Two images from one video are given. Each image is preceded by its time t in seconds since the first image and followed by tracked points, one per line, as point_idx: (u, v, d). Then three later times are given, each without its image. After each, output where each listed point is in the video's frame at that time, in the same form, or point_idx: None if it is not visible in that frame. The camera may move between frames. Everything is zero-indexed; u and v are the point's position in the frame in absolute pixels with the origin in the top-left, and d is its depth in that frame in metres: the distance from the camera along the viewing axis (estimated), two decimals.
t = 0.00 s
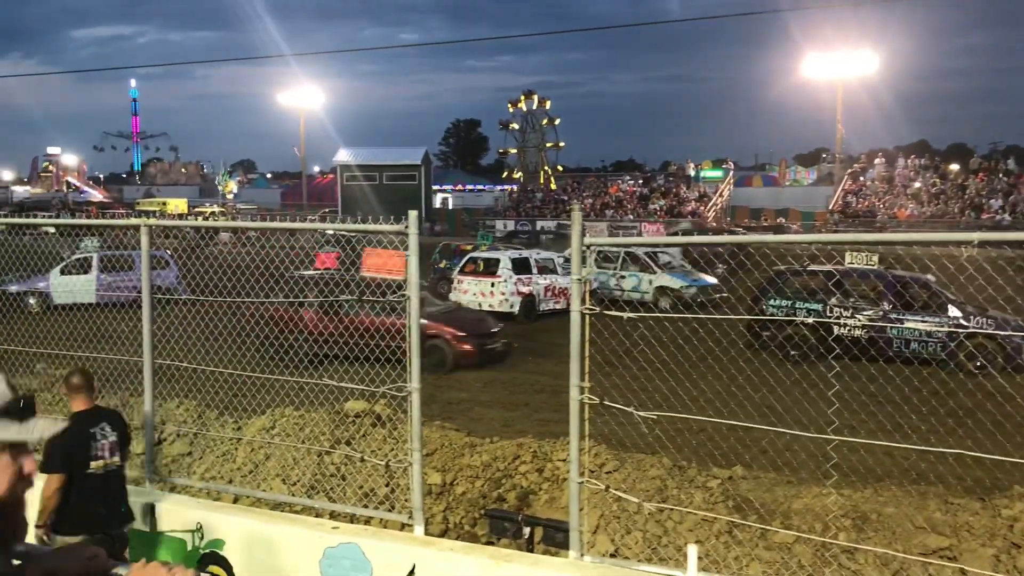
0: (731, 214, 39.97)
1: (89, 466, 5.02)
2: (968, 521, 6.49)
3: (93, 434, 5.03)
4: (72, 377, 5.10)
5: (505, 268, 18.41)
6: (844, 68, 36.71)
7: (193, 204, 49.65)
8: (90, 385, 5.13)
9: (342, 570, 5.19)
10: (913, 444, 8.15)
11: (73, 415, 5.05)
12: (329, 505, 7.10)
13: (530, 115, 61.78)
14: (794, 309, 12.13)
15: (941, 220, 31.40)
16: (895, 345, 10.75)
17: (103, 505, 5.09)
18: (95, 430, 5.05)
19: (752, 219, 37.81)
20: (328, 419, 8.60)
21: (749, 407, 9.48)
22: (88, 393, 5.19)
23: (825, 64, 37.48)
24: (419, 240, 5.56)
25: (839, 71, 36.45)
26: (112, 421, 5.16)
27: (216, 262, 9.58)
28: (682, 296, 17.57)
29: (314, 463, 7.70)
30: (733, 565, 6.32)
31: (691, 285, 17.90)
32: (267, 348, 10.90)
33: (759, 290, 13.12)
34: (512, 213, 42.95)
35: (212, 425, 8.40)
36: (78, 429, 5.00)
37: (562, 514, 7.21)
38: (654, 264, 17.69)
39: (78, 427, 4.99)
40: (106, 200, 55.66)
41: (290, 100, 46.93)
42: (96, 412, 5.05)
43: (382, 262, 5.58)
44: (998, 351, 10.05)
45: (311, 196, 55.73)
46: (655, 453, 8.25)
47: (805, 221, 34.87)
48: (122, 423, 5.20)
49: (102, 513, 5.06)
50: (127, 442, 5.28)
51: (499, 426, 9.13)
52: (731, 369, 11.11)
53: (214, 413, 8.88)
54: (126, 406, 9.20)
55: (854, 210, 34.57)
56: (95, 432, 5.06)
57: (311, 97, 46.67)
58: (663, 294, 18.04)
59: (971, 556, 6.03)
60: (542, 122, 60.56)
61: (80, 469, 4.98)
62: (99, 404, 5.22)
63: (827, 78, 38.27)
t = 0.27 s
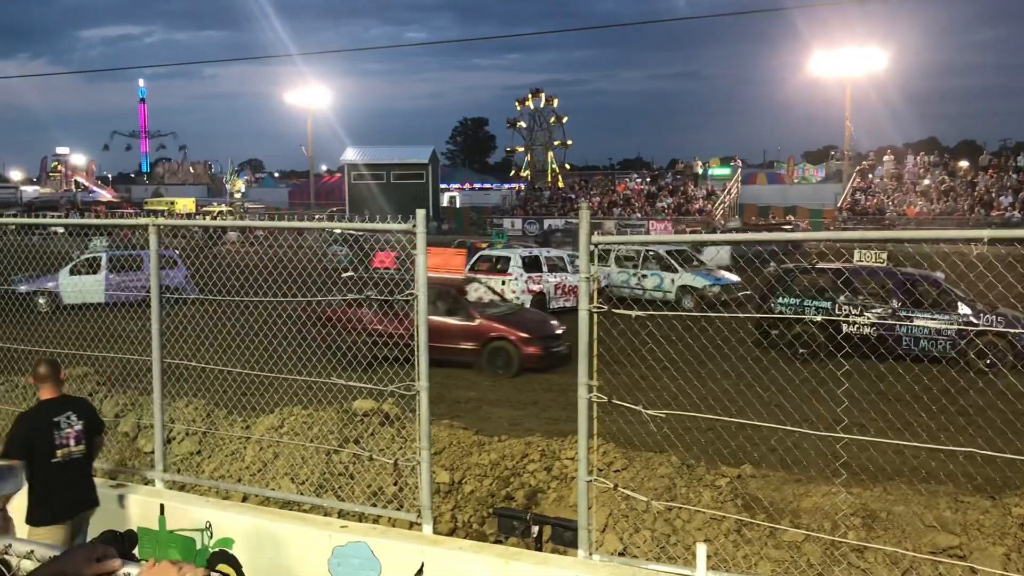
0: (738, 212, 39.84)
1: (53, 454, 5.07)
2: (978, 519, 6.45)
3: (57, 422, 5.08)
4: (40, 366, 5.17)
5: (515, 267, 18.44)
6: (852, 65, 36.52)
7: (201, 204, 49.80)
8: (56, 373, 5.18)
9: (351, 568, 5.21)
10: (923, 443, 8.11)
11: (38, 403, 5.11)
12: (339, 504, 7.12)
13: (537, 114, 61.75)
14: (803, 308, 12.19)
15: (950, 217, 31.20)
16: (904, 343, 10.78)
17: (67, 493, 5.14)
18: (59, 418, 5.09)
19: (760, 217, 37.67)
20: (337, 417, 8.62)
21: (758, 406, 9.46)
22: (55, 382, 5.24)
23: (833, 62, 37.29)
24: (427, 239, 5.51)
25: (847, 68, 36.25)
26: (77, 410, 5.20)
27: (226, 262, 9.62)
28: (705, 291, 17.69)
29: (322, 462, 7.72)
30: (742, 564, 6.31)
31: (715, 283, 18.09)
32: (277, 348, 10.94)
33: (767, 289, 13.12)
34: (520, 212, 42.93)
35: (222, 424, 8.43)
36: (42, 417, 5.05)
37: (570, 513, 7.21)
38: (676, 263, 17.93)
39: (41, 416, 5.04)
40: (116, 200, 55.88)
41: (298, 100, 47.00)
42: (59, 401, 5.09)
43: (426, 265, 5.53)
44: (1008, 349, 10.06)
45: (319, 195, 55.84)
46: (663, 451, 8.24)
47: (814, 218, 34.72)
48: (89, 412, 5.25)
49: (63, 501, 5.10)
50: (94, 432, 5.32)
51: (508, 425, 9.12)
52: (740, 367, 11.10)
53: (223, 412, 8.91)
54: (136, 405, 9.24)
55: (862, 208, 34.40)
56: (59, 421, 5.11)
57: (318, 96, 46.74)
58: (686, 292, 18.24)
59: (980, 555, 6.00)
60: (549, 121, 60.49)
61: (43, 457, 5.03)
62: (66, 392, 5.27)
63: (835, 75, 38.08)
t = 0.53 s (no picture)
0: (735, 210, 39.90)
1: (16, 450, 5.16)
2: (972, 517, 6.47)
3: (20, 419, 5.16)
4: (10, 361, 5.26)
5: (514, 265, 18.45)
6: (849, 64, 36.58)
7: (198, 202, 49.75)
8: (24, 370, 5.24)
9: (349, 566, 5.22)
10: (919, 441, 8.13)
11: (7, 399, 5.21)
12: (336, 502, 7.12)
13: (535, 113, 61.75)
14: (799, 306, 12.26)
15: (946, 216, 31.26)
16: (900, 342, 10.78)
17: (25, 490, 5.22)
18: (23, 415, 5.17)
19: (757, 216, 37.74)
20: (334, 415, 8.63)
21: (754, 404, 9.48)
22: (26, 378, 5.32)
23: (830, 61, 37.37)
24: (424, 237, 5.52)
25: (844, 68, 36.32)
26: (42, 409, 5.24)
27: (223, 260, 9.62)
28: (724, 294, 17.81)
29: (319, 460, 7.73)
30: (739, 561, 6.32)
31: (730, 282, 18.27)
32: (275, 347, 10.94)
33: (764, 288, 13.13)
34: (517, 211, 42.97)
35: (219, 422, 8.43)
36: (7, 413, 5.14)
37: (566, 511, 7.22)
38: (693, 263, 18.09)
39: (5, 412, 5.13)
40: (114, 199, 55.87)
41: (295, 98, 47.01)
42: (21, 399, 5.15)
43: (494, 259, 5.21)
44: (1003, 348, 10.08)
45: (317, 194, 55.83)
46: (659, 450, 8.25)
47: (811, 217, 34.78)
48: (55, 413, 5.29)
49: (19, 498, 5.19)
50: (60, 431, 5.36)
51: (505, 423, 9.13)
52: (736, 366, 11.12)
53: (221, 410, 8.91)
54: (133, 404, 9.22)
55: (858, 207, 34.47)
56: (23, 418, 5.18)
57: (316, 95, 46.76)
58: (703, 292, 18.38)
59: (975, 553, 6.02)
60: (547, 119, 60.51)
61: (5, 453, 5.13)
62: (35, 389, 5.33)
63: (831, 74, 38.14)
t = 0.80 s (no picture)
0: (723, 212, 40.05)
1: None
2: (955, 517, 6.50)
3: None
4: None
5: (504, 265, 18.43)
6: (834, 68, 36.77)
7: (184, 202, 49.44)
8: None
9: (333, 566, 5.20)
10: (903, 442, 8.18)
11: None
12: (321, 503, 7.10)
13: (522, 113, 61.70)
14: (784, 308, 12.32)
15: (930, 219, 31.48)
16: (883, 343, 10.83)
17: None
18: None
19: (744, 218, 37.89)
20: (319, 416, 8.61)
21: (739, 405, 9.52)
22: None
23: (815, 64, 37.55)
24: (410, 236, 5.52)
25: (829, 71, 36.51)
26: None
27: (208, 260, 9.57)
28: (732, 294, 18.15)
29: (303, 460, 7.70)
30: (723, 562, 6.33)
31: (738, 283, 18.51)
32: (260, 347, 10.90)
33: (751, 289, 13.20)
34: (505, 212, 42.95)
35: (202, 422, 8.38)
36: None
37: (552, 511, 7.22)
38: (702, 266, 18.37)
39: None
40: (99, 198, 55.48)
41: (283, 98, 46.83)
42: None
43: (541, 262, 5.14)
44: (986, 350, 10.16)
45: (305, 193, 55.66)
46: (645, 450, 8.26)
47: (796, 219, 34.95)
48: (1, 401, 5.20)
49: None
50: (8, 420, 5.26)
51: (491, 423, 9.13)
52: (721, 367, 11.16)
53: (205, 410, 8.87)
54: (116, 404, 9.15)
55: (843, 209, 34.66)
56: None
57: (304, 95, 46.61)
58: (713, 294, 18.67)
59: (958, 553, 6.05)
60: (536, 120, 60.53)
61: None
62: None
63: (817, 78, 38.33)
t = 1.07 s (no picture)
0: (704, 216, 40.29)
1: None
2: (931, 520, 6.56)
3: None
4: None
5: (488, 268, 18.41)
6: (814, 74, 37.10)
7: (163, 203, 48.99)
8: None
9: (310, 571, 5.16)
10: (880, 445, 8.24)
11: None
12: (299, 506, 7.05)
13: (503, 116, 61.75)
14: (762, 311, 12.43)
15: (907, 223, 31.87)
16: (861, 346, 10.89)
17: None
18: None
19: (725, 222, 38.14)
20: (298, 420, 8.56)
21: (719, 408, 9.56)
22: None
23: (794, 69, 37.85)
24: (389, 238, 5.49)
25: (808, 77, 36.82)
26: None
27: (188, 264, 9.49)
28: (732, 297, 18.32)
29: (282, 464, 7.64)
30: (701, 565, 6.34)
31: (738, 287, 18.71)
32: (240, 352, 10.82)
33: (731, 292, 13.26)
34: (486, 214, 42.94)
35: (180, 426, 8.30)
36: None
37: (530, 515, 7.21)
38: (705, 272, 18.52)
39: None
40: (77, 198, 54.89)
41: (263, 99, 46.56)
42: None
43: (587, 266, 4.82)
44: (962, 354, 10.27)
45: (286, 195, 55.37)
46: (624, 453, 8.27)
47: (776, 224, 35.23)
48: None
49: None
50: None
51: (471, 426, 9.12)
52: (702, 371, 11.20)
53: (183, 415, 8.78)
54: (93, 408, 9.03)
55: (822, 214, 34.98)
56: None
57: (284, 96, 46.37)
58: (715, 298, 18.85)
59: (934, 555, 6.09)
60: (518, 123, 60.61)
61: None
62: None
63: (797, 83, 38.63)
